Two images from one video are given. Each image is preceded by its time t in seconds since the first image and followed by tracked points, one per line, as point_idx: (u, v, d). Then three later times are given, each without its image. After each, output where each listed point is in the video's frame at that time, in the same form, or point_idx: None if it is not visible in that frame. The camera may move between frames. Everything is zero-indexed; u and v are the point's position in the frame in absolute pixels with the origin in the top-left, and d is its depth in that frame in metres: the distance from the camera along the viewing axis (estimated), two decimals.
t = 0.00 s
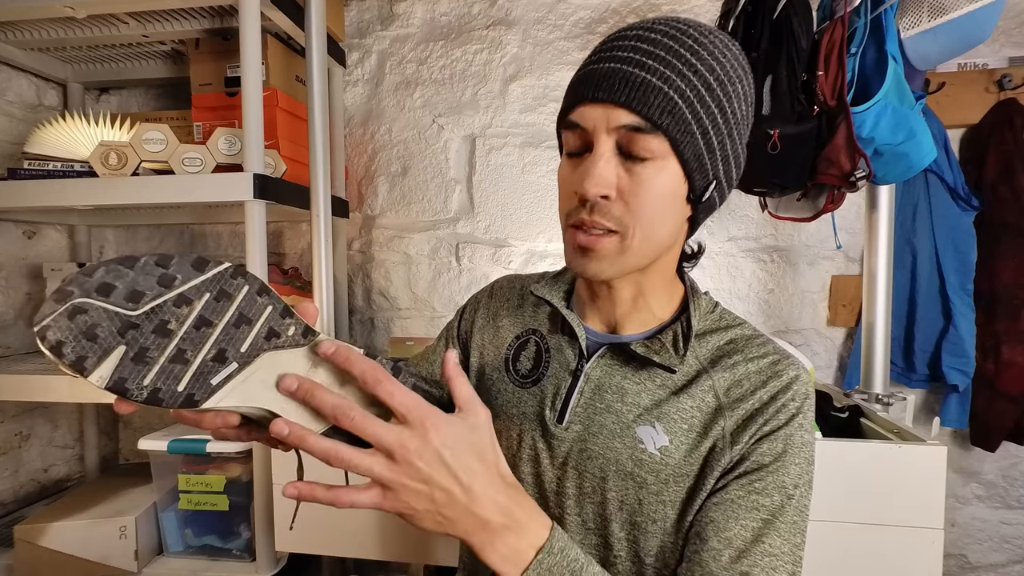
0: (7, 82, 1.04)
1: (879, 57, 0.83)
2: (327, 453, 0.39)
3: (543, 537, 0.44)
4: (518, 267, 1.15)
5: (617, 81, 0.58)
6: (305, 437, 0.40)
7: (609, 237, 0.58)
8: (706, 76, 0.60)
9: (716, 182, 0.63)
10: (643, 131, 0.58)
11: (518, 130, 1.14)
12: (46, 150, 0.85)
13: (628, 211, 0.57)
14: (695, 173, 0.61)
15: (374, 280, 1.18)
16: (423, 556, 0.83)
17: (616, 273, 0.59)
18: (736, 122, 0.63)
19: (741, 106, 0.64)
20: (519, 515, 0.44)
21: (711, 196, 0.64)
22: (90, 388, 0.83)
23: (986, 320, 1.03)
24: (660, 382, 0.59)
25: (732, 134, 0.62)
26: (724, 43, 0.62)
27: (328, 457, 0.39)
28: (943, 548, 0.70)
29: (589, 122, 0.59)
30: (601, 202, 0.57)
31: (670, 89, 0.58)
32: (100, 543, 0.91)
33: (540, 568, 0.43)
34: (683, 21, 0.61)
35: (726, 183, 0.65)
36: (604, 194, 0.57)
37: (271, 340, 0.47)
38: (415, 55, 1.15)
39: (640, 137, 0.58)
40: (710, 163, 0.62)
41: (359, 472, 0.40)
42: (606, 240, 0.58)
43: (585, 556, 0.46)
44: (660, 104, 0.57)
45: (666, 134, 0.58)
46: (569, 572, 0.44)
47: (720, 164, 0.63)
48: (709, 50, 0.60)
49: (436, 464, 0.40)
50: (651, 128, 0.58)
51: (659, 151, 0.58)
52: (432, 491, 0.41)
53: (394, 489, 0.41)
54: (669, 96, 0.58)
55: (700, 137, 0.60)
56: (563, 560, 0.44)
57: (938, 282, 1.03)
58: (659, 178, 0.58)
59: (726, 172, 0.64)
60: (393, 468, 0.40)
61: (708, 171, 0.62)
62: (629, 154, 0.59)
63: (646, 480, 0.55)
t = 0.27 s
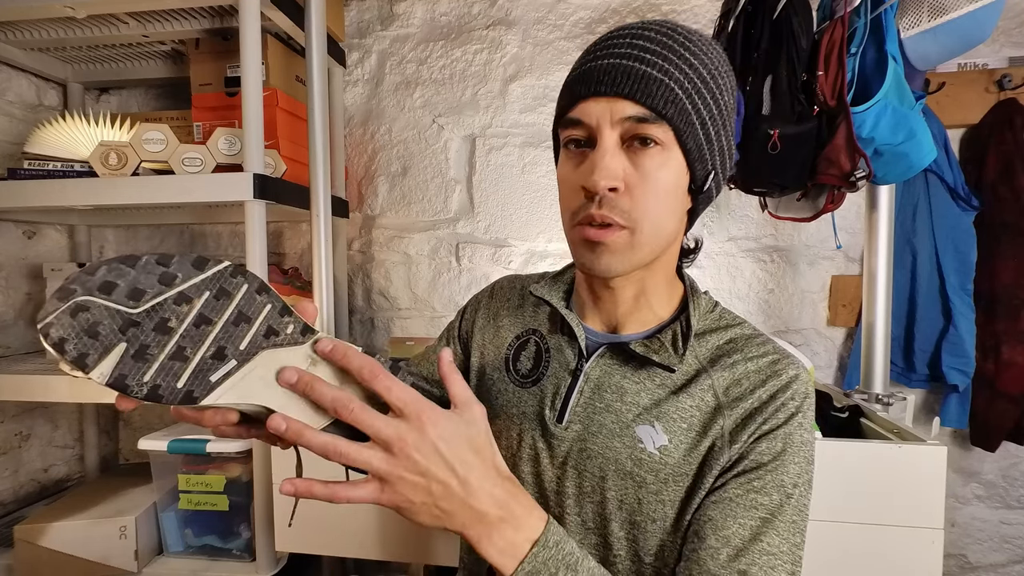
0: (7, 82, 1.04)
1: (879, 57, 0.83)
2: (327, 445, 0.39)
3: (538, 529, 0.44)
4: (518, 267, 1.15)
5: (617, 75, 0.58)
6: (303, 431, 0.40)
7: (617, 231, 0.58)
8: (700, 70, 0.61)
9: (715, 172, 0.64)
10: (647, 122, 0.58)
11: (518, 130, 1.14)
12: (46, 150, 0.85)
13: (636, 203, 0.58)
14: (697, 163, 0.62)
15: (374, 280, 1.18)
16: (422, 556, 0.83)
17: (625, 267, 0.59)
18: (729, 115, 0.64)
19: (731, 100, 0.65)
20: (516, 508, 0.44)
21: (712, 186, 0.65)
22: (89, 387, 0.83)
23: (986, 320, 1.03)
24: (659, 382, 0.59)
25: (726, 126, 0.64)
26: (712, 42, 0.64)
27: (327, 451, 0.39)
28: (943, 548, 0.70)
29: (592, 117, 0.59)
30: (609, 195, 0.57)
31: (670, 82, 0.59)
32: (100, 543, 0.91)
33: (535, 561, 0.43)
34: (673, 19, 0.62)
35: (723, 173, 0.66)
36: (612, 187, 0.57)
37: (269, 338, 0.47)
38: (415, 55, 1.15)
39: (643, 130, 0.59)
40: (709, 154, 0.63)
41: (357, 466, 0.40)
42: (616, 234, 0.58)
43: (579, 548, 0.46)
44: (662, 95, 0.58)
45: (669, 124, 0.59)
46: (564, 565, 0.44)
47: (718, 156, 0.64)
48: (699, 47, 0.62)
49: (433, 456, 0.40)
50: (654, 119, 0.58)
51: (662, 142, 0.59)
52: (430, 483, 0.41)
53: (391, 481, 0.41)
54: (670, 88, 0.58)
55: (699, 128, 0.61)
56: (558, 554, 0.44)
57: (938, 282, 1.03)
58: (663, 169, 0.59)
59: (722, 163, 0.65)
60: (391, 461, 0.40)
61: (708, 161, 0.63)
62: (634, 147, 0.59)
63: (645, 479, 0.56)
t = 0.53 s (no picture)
0: (7, 82, 1.04)
1: (879, 57, 0.83)
2: (327, 438, 0.40)
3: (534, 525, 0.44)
4: (518, 267, 1.15)
5: (615, 74, 0.58)
6: (302, 427, 0.40)
7: (617, 230, 0.58)
8: (697, 68, 0.61)
9: (713, 171, 0.64)
10: (646, 121, 0.58)
11: (518, 130, 1.14)
12: (46, 150, 0.85)
13: (635, 202, 0.58)
14: (694, 162, 0.62)
15: (375, 280, 1.18)
16: (423, 556, 0.83)
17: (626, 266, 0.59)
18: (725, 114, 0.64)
19: (727, 99, 0.66)
20: (511, 503, 0.44)
21: (709, 184, 0.65)
22: (90, 387, 0.83)
23: (986, 320, 1.03)
24: (658, 381, 0.59)
25: (723, 125, 0.64)
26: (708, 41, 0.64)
27: (327, 446, 0.40)
28: (943, 548, 0.70)
29: (591, 116, 0.59)
30: (609, 194, 0.58)
31: (667, 81, 0.59)
32: (100, 543, 0.91)
33: (530, 557, 0.43)
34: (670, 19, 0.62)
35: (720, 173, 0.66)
36: (612, 186, 0.57)
37: (267, 336, 0.48)
38: (415, 55, 1.15)
39: (642, 128, 0.59)
40: (707, 152, 0.63)
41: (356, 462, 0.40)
42: (615, 233, 0.58)
43: (575, 545, 0.46)
44: (660, 94, 0.58)
45: (668, 123, 0.59)
46: (559, 562, 0.44)
47: (715, 154, 0.64)
48: (696, 46, 0.62)
49: (431, 452, 0.41)
50: (653, 118, 0.58)
51: (661, 140, 0.59)
52: (428, 478, 0.41)
53: (389, 476, 0.41)
54: (667, 87, 0.59)
55: (697, 127, 0.61)
56: (553, 550, 0.44)
57: (938, 282, 1.03)
58: (663, 168, 0.59)
59: (719, 162, 0.65)
60: (389, 456, 0.40)
61: (706, 160, 0.63)
62: (633, 146, 0.59)
63: (643, 479, 0.56)
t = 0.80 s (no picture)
0: (7, 82, 1.04)
1: (879, 57, 0.83)
2: (324, 440, 0.40)
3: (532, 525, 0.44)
4: (518, 267, 1.15)
5: (613, 75, 0.58)
6: (299, 427, 0.40)
7: (615, 231, 0.58)
8: (695, 69, 0.61)
9: (711, 172, 0.64)
10: (643, 122, 0.58)
11: (518, 131, 1.14)
12: (46, 150, 0.85)
13: (633, 203, 0.58)
14: (692, 163, 0.62)
15: (375, 280, 1.18)
16: (422, 556, 0.83)
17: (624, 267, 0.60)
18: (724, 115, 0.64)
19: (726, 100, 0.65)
20: (508, 502, 0.44)
21: (708, 185, 0.65)
22: (89, 387, 0.83)
23: (986, 320, 1.03)
24: (656, 381, 0.59)
25: (721, 125, 0.64)
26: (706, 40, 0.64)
27: (323, 446, 0.40)
28: (943, 548, 0.70)
29: (589, 117, 0.60)
30: (607, 195, 0.58)
31: (665, 81, 0.59)
32: (100, 543, 0.91)
33: (527, 556, 0.43)
34: (668, 19, 0.62)
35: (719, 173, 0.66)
36: (610, 187, 0.57)
37: (264, 337, 0.47)
38: (415, 55, 1.15)
39: (640, 129, 0.59)
40: (705, 153, 0.63)
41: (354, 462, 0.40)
42: (613, 234, 0.58)
43: (571, 545, 0.46)
44: (657, 95, 0.58)
45: (665, 124, 0.59)
46: (556, 561, 0.44)
47: (713, 154, 0.64)
48: (694, 47, 0.62)
49: (428, 451, 0.41)
50: (650, 119, 0.58)
51: (658, 141, 0.59)
52: (425, 476, 0.41)
53: (386, 476, 0.41)
54: (665, 88, 0.58)
55: (695, 128, 0.61)
56: (549, 549, 0.44)
57: (938, 282, 1.03)
58: (660, 169, 0.59)
59: (718, 163, 0.65)
60: (386, 455, 0.40)
61: (704, 161, 0.63)
62: (630, 147, 0.59)
63: (641, 478, 0.56)
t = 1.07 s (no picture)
0: (7, 82, 1.04)
1: (879, 57, 0.83)
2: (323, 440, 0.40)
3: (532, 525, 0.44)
4: (518, 267, 1.15)
5: (610, 76, 0.58)
6: (298, 428, 0.40)
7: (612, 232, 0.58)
8: (693, 70, 0.61)
9: (709, 172, 0.64)
10: (640, 123, 0.58)
11: (518, 131, 1.14)
12: (46, 150, 0.85)
13: (630, 205, 0.58)
14: (689, 164, 0.62)
15: (375, 280, 1.18)
16: (422, 556, 0.83)
17: (622, 268, 0.60)
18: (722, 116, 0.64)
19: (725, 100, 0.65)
20: (507, 502, 0.44)
21: (706, 185, 0.65)
22: (89, 388, 0.83)
23: (986, 320, 1.03)
24: (655, 381, 0.59)
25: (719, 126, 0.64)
26: (704, 41, 0.64)
27: (322, 447, 0.40)
28: (943, 548, 0.70)
29: (586, 119, 0.60)
30: (604, 197, 0.58)
31: (662, 82, 0.58)
32: (100, 543, 0.91)
33: (526, 557, 0.43)
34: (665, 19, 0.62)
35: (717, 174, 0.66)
36: (607, 189, 0.57)
37: (263, 338, 0.47)
38: (415, 55, 1.15)
39: (637, 130, 0.59)
40: (702, 154, 0.63)
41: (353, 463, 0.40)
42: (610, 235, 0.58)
43: (571, 545, 0.46)
44: (655, 96, 0.58)
45: (662, 125, 0.59)
46: (556, 561, 0.44)
47: (711, 155, 0.63)
48: (692, 47, 0.62)
49: (427, 450, 0.41)
50: (647, 120, 0.58)
51: (655, 142, 0.59)
52: (424, 477, 0.41)
53: (385, 476, 0.41)
54: (662, 89, 0.58)
55: (693, 129, 0.61)
56: (549, 549, 0.44)
57: (938, 282, 1.03)
58: (658, 171, 0.59)
59: (716, 163, 0.65)
60: (385, 456, 0.40)
61: (701, 161, 0.63)
62: (628, 148, 0.59)
63: (641, 478, 0.56)
